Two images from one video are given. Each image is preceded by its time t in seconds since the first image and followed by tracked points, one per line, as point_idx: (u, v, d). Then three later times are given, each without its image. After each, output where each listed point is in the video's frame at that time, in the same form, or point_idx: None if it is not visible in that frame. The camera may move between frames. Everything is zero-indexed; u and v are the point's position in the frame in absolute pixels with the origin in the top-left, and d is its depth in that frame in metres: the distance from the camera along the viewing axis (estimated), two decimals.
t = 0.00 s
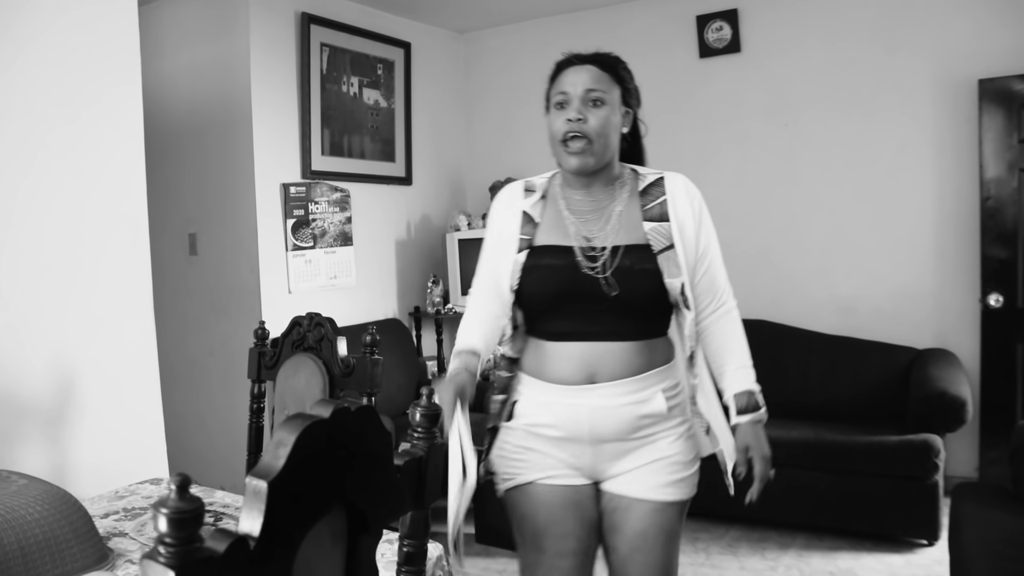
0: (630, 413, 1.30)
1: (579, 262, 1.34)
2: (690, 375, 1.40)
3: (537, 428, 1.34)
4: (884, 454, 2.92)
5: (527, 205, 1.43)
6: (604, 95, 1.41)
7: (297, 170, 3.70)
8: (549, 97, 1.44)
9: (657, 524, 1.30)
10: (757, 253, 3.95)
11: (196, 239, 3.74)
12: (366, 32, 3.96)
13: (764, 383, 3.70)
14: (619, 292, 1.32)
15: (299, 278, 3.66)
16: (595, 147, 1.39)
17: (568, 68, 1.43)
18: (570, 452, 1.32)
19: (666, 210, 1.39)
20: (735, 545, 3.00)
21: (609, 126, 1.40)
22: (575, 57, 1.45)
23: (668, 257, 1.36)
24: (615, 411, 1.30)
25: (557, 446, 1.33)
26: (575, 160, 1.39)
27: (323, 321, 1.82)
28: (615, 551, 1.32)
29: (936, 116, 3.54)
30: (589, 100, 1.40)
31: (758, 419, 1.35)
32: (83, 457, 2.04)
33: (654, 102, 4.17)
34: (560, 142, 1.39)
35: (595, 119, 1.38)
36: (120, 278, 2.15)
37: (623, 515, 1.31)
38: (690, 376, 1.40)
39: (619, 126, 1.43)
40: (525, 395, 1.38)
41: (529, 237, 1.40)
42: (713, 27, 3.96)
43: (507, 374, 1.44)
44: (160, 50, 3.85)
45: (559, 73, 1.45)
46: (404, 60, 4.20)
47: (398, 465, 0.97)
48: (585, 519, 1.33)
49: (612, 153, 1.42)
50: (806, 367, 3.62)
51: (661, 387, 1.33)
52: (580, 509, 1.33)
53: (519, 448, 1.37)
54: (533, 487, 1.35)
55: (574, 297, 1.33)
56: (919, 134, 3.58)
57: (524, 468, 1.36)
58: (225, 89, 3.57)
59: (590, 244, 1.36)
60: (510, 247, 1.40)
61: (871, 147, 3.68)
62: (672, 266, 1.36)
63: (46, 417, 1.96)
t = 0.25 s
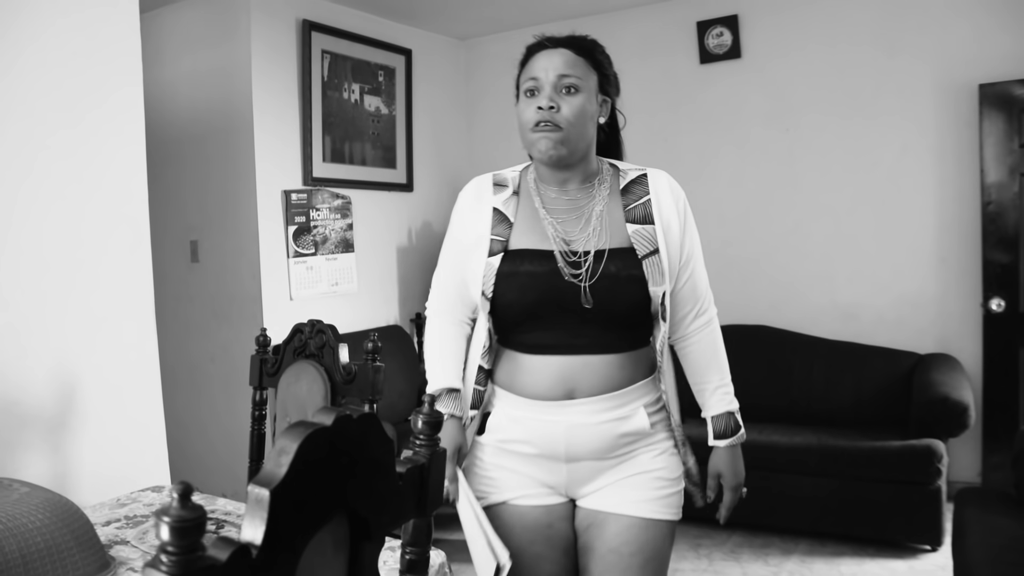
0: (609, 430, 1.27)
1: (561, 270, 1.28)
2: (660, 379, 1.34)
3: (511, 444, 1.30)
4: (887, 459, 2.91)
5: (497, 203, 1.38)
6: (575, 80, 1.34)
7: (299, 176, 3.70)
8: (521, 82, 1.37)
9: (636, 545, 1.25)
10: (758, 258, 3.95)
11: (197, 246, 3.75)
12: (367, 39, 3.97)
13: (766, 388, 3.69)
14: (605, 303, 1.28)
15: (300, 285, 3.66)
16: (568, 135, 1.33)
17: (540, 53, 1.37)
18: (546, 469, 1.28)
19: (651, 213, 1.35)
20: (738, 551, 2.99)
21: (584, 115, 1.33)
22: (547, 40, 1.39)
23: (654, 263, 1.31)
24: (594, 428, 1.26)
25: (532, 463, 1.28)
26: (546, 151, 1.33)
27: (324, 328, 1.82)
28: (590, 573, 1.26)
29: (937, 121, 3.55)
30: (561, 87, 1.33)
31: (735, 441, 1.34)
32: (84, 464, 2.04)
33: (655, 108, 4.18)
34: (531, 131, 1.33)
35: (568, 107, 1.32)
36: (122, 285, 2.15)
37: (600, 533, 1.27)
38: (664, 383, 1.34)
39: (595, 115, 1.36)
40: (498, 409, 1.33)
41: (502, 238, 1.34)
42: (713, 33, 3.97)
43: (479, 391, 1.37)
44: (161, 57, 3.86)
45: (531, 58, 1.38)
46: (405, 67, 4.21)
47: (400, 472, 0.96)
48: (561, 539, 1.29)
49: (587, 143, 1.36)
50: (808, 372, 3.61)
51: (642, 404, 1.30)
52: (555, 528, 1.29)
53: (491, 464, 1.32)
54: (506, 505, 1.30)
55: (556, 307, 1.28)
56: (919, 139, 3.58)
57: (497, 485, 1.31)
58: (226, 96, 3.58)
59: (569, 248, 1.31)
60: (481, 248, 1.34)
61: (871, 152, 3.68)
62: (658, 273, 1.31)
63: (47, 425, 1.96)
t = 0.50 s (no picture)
0: (608, 449, 1.23)
1: (554, 281, 1.25)
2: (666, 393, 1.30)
3: (506, 462, 1.29)
4: (892, 467, 2.90)
5: (493, 210, 1.37)
6: (570, 77, 1.30)
7: (302, 186, 3.71)
8: (515, 80, 1.34)
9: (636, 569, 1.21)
10: (762, 267, 3.95)
11: (201, 255, 3.75)
12: (370, 49, 3.99)
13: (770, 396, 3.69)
14: (600, 315, 1.24)
15: (304, 294, 3.66)
16: (564, 133, 1.29)
17: (535, 49, 1.34)
18: (540, 487, 1.26)
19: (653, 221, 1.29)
20: (743, 560, 2.98)
21: (580, 111, 1.30)
22: (541, 36, 1.36)
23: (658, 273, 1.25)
24: (591, 447, 1.23)
25: (528, 482, 1.26)
26: (541, 149, 1.29)
27: (329, 338, 1.82)
28: None
29: (939, 129, 3.55)
30: (556, 84, 1.30)
31: (746, 459, 1.30)
32: (88, 475, 2.04)
33: (657, 117, 4.19)
34: (525, 130, 1.29)
35: (564, 104, 1.28)
36: (127, 296, 2.16)
37: (598, 555, 1.23)
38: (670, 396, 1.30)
39: (593, 112, 1.33)
40: (496, 424, 1.32)
41: (496, 246, 1.33)
42: (716, 41, 3.98)
43: (479, 406, 1.36)
44: (166, 68, 3.88)
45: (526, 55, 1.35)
46: (408, 77, 4.23)
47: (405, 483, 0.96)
48: (561, 559, 1.26)
49: (585, 141, 1.32)
50: (812, 380, 3.61)
51: (644, 421, 1.25)
52: (554, 549, 1.26)
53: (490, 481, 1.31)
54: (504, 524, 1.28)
55: (550, 320, 1.26)
56: (922, 147, 3.59)
57: (494, 505, 1.30)
58: (230, 106, 3.59)
59: (565, 258, 1.27)
60: (476, 257, 1.34)
61: (874, 159, 3.68)
62: (662, 286, 1.25)
63: (53, 436, 1.96)
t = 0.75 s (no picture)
0: (615, 452, 1.21)
1: (549, 279, 1.24)
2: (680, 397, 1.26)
3: (513, 465, 1.29)
4: (893, 466, 2.90)
5: (496, 206, 1.37)
6: (577, 64, 1.28)
7: (304, 185, 3.71)
8: (522, 68, 1.33)
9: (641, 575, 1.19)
10: (763, 266, 3.95)
11: (203, 254, 3.76)
12: (372, 48, 3.99)
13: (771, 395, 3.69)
14: (593, 317, 1.22)
15: (306, 293, 3.67)
16: (569, 121, 1.27)
17: (542, 37, 1.33)
18: (547, 490, 1.25)
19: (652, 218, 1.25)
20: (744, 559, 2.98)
21: (587, 100, 1.27)
22: (550, 25, 1.35)
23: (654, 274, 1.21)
24: (597, 450, 1.21)
25: (535, 485, 1.26)
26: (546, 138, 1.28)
27: (330, 337, 1.82)
28: None
29: (941, 128, 3.55)
30: (562, 72, 1.28)
31: (759, 493, 1.15)
32: (89, 473, 2.04)
33: (659, 116, 4.19)
34: (530, 118, 1.29)
35: (569, 92, 1.27)
36: (129, 295, 2.16)
37: (609, 560, 1.21)
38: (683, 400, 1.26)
39: (600, 101, 1.31)
40: (504, 425, 1.33)
41: (497, 243, 1.33)
42: (717, 41, 3.98)
43: (489, 404, 1.39)
44: (167, 67, 3.88)
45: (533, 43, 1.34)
46: (410, 76, 4.23)
47: (406, 482, 0.96)
48: (571, 564, 1.26)
49: (592, 130, 1.30)
50: (813, 379, 3.61)
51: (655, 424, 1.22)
52: (564, 552, 1.26)
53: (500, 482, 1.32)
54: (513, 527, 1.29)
55: (548, 320, 1.25)
56: (923, 146, 3.58)
57: (505, 507, 1.30)
58: (232, 105, 3.60)
59: (562, 255, 1.26)
60: (478, 254, 1.35)
61: (876, 159, 3.68)
62: (657, 288, 1.21)
63: (54, 434, 1.96)
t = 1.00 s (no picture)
0: (622, 459, 1.17)
1: (558, 292, 1.18)
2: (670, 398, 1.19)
3: (521, 468, 1.26)
4: (889, 468, 2.90)
5: (510, 206, 1.34)
6: (602, 69, 1.21)
7: (301, 186, 3.71)
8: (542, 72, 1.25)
9: None
10: (761, 268, 3.95)
11: (200, 255, 3.76)
12: (370, 49, 3.99)
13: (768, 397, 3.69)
14: (603, 333, 1.16)
15: (303, 295, 3.67)
16: (593, 133, 1.20)
17: (561, 40, 1.24)
18: (554, 495, 1.22)
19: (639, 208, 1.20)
20: (741, 561, 2.98)
21: (610, 110, 1.20)
22: (568, 24, 1.25)
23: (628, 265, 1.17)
24: (603, 457, 1.18)
25: (542, 489, 1.23)
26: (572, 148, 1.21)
27: (327, 338, 1.82)
28: None
29: (938, 130, 3.56)
30: (587, 78, 1.21)
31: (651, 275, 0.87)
32: (86, 474, 2.04)
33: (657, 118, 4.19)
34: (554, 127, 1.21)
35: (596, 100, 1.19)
36: (126, 296, 2.16)
37: (615, 567, 1.18)
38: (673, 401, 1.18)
39: (623, 109, 1.23)
40: (514, 427, 1.30)
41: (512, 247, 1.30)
42: (715, 43, 3.99)
43: (502, 405, 1.36)
44: (165, 68, 3.89)
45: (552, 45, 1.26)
46: (408, 77, 4.23)
47: (403, 484, 0.96)
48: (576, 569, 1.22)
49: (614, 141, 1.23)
50: (810, 381, 3.61)
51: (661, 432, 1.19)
52: (570, 557, 1.23)
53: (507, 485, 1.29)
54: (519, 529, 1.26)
55: (555, 331, 1.20)
56: (921, 148, 3.59)
57: (512, 510, 1.27)
58: (229, 106, 3.60)
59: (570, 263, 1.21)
60: (492, 257, 1.31)
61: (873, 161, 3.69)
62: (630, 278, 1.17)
63: (51, 436, 1.96)
